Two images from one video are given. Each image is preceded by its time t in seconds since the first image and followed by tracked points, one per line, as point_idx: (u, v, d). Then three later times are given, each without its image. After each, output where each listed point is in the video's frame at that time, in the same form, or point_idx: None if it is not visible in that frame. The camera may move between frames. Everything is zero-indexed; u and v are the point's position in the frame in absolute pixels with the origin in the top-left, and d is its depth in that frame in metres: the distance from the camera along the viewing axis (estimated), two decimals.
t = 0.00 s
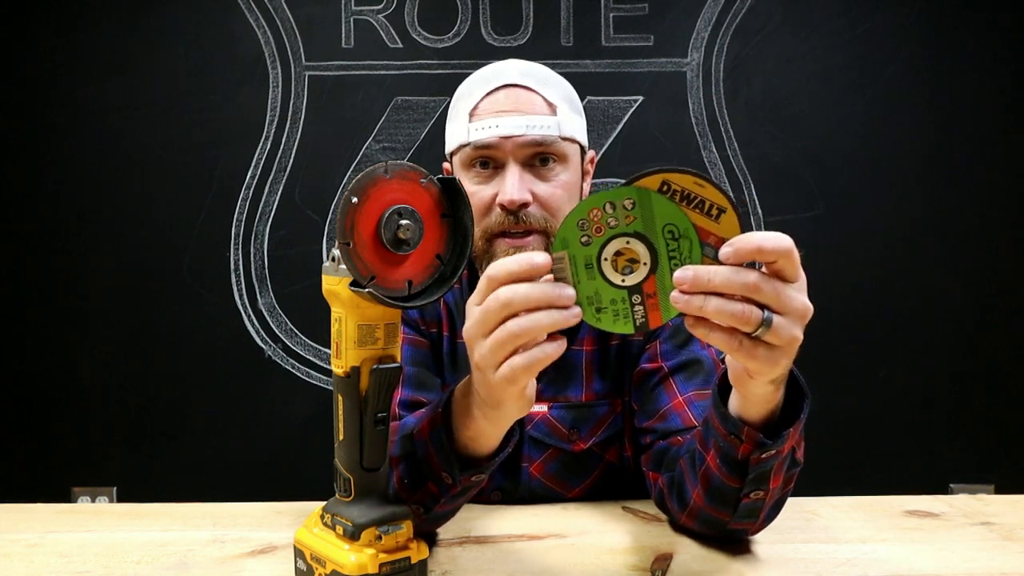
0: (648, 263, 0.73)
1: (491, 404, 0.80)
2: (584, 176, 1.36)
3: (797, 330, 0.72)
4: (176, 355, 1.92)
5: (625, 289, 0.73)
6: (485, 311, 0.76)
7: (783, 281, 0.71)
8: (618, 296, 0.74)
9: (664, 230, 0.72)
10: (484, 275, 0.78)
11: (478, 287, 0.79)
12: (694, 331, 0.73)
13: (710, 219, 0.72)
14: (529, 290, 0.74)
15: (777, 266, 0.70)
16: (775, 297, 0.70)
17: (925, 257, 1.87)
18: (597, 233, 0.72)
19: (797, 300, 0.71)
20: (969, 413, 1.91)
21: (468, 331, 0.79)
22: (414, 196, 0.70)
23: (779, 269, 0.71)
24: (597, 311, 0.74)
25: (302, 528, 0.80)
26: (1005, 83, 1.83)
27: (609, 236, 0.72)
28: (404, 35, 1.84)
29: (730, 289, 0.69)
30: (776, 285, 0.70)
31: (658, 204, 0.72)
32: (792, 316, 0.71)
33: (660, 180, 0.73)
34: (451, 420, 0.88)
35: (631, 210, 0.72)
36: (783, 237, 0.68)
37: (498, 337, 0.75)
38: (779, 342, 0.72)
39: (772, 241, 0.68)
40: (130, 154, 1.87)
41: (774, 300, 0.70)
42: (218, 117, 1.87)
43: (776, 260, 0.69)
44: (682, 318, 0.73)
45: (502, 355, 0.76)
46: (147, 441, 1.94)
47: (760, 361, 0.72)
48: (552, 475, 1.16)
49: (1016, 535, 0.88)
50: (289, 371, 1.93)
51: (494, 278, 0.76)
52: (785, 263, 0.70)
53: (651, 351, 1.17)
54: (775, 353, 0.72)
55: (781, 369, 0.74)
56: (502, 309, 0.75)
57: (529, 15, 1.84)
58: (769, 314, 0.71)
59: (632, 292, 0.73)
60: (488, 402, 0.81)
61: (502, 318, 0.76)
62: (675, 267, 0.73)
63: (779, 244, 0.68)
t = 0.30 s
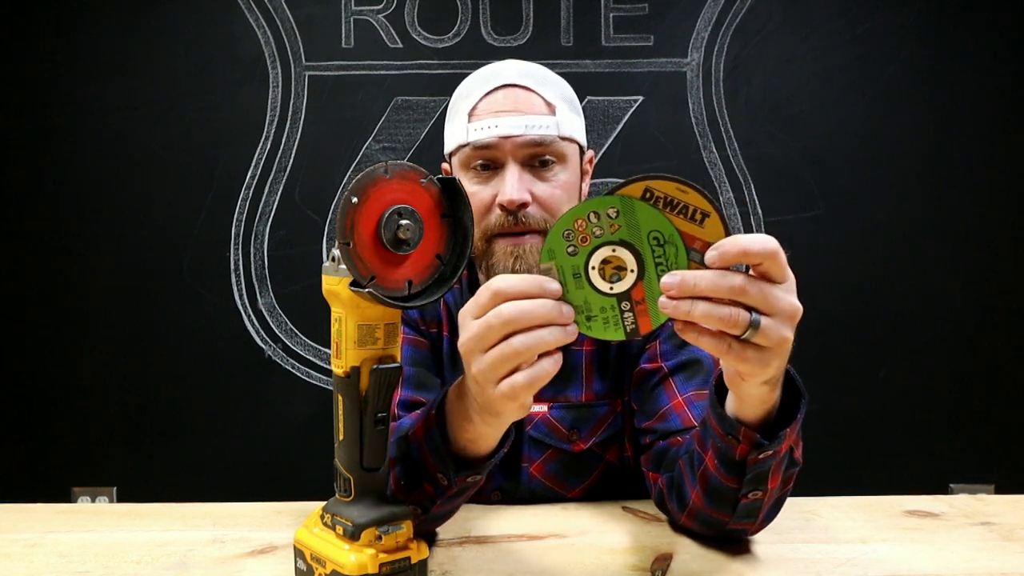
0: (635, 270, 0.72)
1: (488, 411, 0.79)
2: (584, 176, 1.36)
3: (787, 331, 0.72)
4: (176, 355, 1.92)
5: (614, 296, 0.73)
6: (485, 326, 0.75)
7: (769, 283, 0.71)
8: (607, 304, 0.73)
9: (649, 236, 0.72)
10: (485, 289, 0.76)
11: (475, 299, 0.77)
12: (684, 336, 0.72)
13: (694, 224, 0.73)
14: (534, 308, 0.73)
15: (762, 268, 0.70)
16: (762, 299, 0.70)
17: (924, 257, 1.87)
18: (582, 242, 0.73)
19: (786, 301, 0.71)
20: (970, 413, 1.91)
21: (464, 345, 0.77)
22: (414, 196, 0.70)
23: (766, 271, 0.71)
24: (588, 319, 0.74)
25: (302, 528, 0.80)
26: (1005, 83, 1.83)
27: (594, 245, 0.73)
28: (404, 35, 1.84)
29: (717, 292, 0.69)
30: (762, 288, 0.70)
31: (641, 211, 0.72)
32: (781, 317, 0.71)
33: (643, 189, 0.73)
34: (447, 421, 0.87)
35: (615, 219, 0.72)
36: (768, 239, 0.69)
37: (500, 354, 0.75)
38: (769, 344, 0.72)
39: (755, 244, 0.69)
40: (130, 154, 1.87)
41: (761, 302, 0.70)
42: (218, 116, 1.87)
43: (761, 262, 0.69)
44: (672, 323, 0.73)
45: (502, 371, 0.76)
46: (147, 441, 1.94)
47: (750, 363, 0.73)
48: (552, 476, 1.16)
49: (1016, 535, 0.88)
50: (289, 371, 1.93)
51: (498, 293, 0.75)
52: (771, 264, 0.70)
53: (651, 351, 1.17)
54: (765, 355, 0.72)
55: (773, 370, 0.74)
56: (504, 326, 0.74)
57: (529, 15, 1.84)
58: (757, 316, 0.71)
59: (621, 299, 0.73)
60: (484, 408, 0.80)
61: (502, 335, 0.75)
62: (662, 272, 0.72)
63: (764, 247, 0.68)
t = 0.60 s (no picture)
0: (632, 274, 0.72)
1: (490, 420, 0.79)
2: (582, 176, 1.36)
3: (785, 330, 0.72)
4: (176, 355, 1.92)
5: (612, 301, 0.73)
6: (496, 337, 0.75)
7: (766, 283, 0.71)
8: (606, 310, 0.74)
9: (644, 240, 0.72)
10: (496, 298, 0.75)
11: (484, 308, 0.77)
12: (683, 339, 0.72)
13: (689, 226, 0.71)
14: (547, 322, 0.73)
15: (758, 267, 0.70)
16: (759, 299, 0.70)
17: (924, 257, 1.87)
18: (578, 250, 0.73)
19: (783, 300, 0.71)
20: (970, 413, 1.91)
21: (472, 354, 0.77)
22: (414, 196, 0.70)
23: (762, 271, 0.71)
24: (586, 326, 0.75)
25: (302, 528, 0.80)
26: (1004, 83, 1.83)
27: (589, 252, 0.72)
28: (404, 35, 1.84)
29: (713, 294, 0.69)
30: (759, 288, 0.70)
31: (634, 216, 0.72)
32: (778, 317, 0.71)
33: (635, 193, 0.72)
34: (446, 423, 0.87)
35: (609, 225, 0.72)
36: (763, 239, 0.69)
37: (507, 365, 0.74)
38: (768, 344, 0.72)
39: (750, 244, 0.69)
40: (130, 154, 1.87)
41: (758, 303, 0.70)
42: (218, 117, 1.87)
43: (757, 262, 0.69)
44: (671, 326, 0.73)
45: (507, 385, 0.76)
46: (147, 441, 1.94)
47: (749, 363, 0.73)
48: (552, 476, 1.16)
49: (1016, 535, 0.88)
50: (289, 371, 1.93)
51: (507, 304, 0.74)
52: (767, 264, 0.70)
53: (650, 351, 1.17)
54: (764, 355, 0.73)
55: (773, 369, 0.74)
56: (514, 338, 0.74)
57: (529, 15, 1.84)
58: (755, 316, 0.71)
59: (619, 305, 0.73)
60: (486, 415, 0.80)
61: (511, 347, 0.75)
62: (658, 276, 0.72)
63: (760, 247, 0.69)
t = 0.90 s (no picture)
0: (625, 272, 0.72)
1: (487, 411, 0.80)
2: (581, 176, 1.36)
3: (779, 328, 0.72)
4: (176, 355, 1.92)
5: (605, 299, 0.73)
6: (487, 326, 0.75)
7: (761, 282, 0.71)
8: (598, 307, 0.73)
9: (637, 239, 0.72)
10: (486, 289, 0.76)
11: (476, 300, 0.77)
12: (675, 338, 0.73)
13: (690, 225, 0.72)
14: (535, 307, 0.73)
15: (754, 267, 0.70)
16: (752, 298, 0.70)
17: (924, 257, 1.87)
18: (571, 247, 0.73)
19: (776, 299, 0.72)
20: (969, 413, 1.91)
21: (465, 345, 0.77)
22: (414, 196, 0.70)
23: (756, 271, 0.71)
24: (578, 323, 0.74)
25: (302, 528, 0.80)
26: (1004, 83, 1.83)
27: (583, 250, 0.72)
28: (404, 35, 1.84)
29: (706, 294, 0.69)
30: (752, 286, 0.71)
31: (629, 214, 0.72)
32: (772, 315, 0.72)
33: (636, 189, 0.72)
34: (444, 424, 0.87)
35: (603, 222, 0.72)
36: (758, 238, 0.69)
37: (500, 353, 0.75)
38: (761, 342, 0.72)
39: (746, 243, 0.69)
40: (130, 154, 1.87)
41: (751, 302, 0.71)
42: (218, 117, 1.87)
43: (753, 261, 0.70)
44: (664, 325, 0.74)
45: (502, 372, 0.75)
46: (147, 441, 1.94)
47: (743, 362, 0.73)
48: (552, 476, 1.16)
49: (1016, 535, 0.88)
50: (289, 371, 1.93)
51: (499, 294, 0.75)
52: (762, 264, 0.70)
53: (650, 351, 1.17)
54: (758, 352, 0.73)
55: (767, 368, 0.74)
56: (505, 324, 0.74)
57: (529, 15, 1.84)
58: (747, 315, 0.71)
59: (611, 303, 0.73)
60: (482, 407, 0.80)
61: (503, 335, 0.75)
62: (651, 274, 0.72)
63: (754, 246, 0.69)
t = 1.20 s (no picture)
0: (598, 289, 0.72)
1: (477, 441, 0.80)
2: (581, 176, 1.36)
3: (809, 325, 0.72)
4: (176, 355, 1.92)
5: (581, 318, 0.73)
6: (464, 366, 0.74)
7: (806, 276, 0.71)
8: (576, 327, 0.73)
9: (605, 255, 0.72)
10: (458, 325, 0.74)
11: (450, 337, 0.76)
12: (706, 309, 0.73)
13: (752, 205, 0.72)
14: (511, 346, 0.72)
15: (802, 261, 0.70)
16: (793, 289, 0.70)
17: (924, 257, 1.87)
18: (539, 271, 0.72)
19: (816, 296, 0.72)
20: (970, 413, 1.91)
21: (446, 384, 0.76)
22: (414, 196, 0.70)
23: (805, 265, 0.70)
24: (558, 344, 0.74)
25: (302, 528, 0.80)
26: (1004, 83, 1.83)
27: (551, 273, 0.72)
28: (404, 35, 1.84)
29: (750, 275, 0.69)
30: (796, 279, 0.71)
31: (593, 231, 0.71)
32: (806, 311, 0.72)
33: (711, 157, 0.71)
34: (441, 437, 0.86)
35: (567, 243, 0.72)
36: (817, 233, 0.69)
37: (481, 393, 0.74)
38: (788, 335, 0.72)
39: (804, 235, 0.68)
40: (130, 154, 1.87)
41: (791, 293, 0.70)
42: (218, 117, 1.87)
43: (805, 254, 0.69)
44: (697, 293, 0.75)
45: (486, 409, 0.75)
46: (147, 441, 1.94)
47: (766, 350, 0.73)
48: (552, 476, 1.16)
49: (1016, 535, 0.88)
50: (289, 371, 1.93)
51: (471, 330, 0.73)
52: (813, 259, 0.70)
53: (650, 351, 1.17)
54: (783, 344, 0.73)
55: (787, 361, 0.74)
56: (483, 366, 0.73)
57: (529, 15, 1.84)
58: (783, 304, 0.71)
59: (589, 321, 0.73)
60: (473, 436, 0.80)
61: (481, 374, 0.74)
62: (625, 289, 0.72)
63: (811, 240, 0.68)
